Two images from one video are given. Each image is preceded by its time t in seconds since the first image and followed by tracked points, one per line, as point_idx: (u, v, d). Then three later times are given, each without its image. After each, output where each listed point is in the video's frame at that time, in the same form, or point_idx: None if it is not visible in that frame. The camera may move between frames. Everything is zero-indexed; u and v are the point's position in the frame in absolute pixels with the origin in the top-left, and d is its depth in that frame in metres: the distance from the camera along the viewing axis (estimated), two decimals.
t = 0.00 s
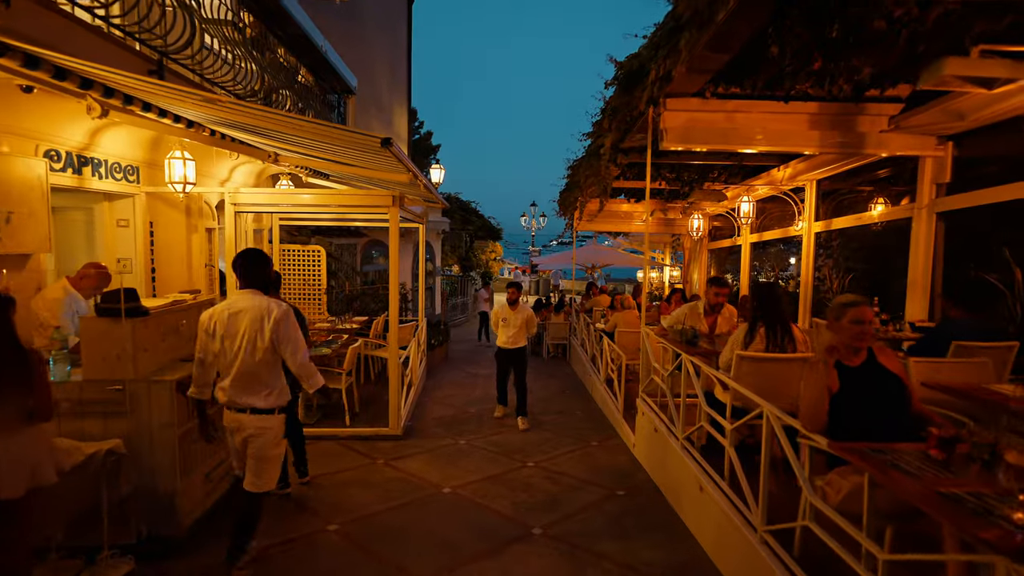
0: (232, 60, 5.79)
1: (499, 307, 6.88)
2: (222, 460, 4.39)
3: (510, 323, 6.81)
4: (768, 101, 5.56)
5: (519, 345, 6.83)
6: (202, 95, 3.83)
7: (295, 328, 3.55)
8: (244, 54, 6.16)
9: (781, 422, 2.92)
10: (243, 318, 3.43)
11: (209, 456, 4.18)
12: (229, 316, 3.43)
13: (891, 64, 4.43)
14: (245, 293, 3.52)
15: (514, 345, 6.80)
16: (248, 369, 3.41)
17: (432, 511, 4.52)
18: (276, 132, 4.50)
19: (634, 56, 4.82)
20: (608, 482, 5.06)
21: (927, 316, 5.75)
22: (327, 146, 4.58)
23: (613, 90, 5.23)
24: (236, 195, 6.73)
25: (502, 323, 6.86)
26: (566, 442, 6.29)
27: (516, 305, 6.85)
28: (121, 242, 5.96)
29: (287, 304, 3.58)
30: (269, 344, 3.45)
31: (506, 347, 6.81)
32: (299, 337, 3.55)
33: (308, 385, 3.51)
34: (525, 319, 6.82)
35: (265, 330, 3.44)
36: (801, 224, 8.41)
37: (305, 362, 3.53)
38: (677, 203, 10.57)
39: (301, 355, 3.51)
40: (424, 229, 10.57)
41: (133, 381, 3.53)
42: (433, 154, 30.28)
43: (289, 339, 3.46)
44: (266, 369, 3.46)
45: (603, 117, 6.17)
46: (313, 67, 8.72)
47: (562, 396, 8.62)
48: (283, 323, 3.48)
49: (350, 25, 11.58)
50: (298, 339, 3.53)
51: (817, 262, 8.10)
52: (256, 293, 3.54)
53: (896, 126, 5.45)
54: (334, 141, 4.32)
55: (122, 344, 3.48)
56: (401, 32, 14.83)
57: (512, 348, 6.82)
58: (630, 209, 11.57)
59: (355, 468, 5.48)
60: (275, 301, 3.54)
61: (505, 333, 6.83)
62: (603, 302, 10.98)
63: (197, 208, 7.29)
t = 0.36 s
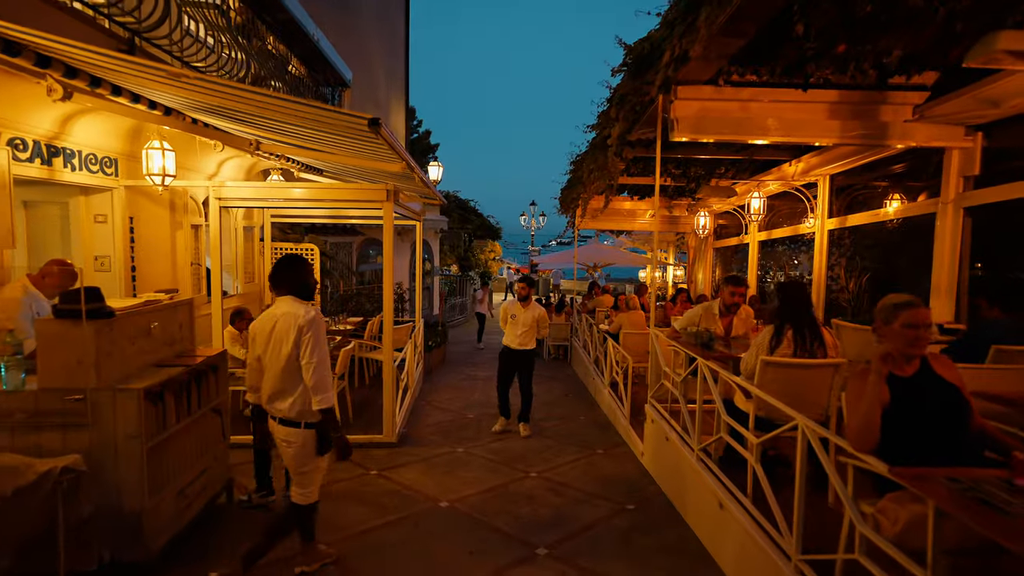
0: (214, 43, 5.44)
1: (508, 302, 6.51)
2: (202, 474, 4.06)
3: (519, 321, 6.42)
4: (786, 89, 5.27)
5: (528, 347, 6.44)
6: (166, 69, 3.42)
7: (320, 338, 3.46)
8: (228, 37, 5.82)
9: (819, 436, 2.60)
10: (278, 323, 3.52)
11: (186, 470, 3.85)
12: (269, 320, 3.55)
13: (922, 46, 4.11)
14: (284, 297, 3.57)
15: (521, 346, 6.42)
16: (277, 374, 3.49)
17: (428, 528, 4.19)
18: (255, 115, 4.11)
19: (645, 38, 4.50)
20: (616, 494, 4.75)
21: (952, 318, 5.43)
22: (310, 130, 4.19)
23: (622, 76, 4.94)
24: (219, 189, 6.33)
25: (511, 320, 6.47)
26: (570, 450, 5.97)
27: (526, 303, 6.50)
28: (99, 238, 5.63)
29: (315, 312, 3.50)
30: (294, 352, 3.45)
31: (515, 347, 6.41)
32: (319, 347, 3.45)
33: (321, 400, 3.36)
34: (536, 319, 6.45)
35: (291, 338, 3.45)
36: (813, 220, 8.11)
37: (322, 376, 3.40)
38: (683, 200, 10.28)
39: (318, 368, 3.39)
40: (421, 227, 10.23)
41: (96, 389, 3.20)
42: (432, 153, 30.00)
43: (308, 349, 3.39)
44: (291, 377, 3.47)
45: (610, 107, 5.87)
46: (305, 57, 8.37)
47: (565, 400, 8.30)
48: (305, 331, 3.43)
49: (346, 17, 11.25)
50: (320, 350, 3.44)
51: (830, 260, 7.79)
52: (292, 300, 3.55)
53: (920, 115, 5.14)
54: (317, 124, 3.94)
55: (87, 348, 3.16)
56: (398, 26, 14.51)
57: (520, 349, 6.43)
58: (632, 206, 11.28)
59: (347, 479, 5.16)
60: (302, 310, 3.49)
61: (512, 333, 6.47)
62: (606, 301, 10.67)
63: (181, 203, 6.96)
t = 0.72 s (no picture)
0: (196, 27, 5.12)
1: (504, 310, 6.15)
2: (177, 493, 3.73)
3: (519, 329, 6.05)
4: (805, 77, 4.96)
5: (531, 355, 6.09)
6: (130, 44, 3.14)
7: (353, 346, 3.17)
8: (213, 23, 5.49)
9: (871, 460, 2.27)
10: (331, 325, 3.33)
11: (157, 489, 3.52)
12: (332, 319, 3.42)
13: (959, 26, 3.79)
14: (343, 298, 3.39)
15: (524, 356, 6.05)
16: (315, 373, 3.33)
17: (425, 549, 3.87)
18: (233, 100, 3.82)
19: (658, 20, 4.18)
20: (625, 511, 4.43)
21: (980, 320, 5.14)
22: (290, 113, 3.85)
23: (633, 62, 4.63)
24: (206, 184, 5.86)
25: (509, 328, 6.12)
26: (574, 460, 5.65)
27: (524, 309, 6.14)
28: (74, 237, 5.30)
29: (359, 320, 3.22)
30: (332, 355, 3.23)
31: (519, 358, 6.05)
32: (350, 358, 3.15)
33: (329, 408, 3.06)
34: (536, 325, 6.09)
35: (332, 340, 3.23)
36: (826, 218, 7.79)
37: (341, 387, 3.09)
38: (688, 198, 9.98)
39: (339, 377, 3.10)
40: (417, 225, 9.92)
41: (50, 403, 2.87)
42: (431, 151, 29.65)
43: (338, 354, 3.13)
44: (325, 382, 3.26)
45: (619, 97, 5.57)
46: (296, 49, 8.05)
47: (568, 405, 7.98)
48: (341, 338, 3.18)
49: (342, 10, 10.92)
50: (349, 360, 3.15)
51: (844, 260, 7.48)
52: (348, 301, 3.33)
53: (949, 105, 4.83)
54: (297, 106, 3.60)
55: (41, 358, 2.82)
56: (395, 20, 14.19)
57: (522, 359, 6.06)
58: (635, 205, 10.99)
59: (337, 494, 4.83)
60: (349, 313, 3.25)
61: (513, 345, 6.09)
62: (610, 303, 10.36)
63: (166, 200, 6.62)
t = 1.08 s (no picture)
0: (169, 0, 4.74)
1: (486, 313, 5.77)
2: (142, 509, 3.40)
3: (504, 331, 5.64)
4: (827, 58, 4.60)
5: (521, 359, 5.66)
6: None
7: (434, 344, 2.99)
8: None
9: (937, 486, 1.91)
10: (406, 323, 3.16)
11: (117, 507, 3.18)
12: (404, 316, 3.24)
13: None
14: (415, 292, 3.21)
15: (515, 360, 5.63)
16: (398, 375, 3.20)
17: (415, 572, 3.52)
18: (201, 66, 3.46)
19: None
20: (634, 527, 4.09)
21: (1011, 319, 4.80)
22: (260, 82, 3.47)
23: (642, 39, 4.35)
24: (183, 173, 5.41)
25: (494, 332, 5.72)
26: (578, 469, 5.31)
27: (506, 308, 5.70)
28: (40, 230, 4.92)
29: (435, 316, 3.01)
30: (413, 356, 3.08)
31: (508, 364, 5.63)
32: (433, 359, 2.99)
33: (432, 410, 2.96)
34: (522, 326, 5.65)
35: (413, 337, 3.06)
36: (840, 211, 7.51)
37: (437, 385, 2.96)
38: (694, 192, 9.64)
39: (430, 381, 2.97)
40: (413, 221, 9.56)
41: None
42: (429, 148, 29.23)
43: (421, 355, 2.98)
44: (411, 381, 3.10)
45: (626, 80, 5.24)
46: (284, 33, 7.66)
47: (570, 409, 7.63)
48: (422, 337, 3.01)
49: None
50: (435, 360, 2.99)
51: (860, 256, 7.13)
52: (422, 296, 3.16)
53: (982, 88, 4.48)
54: (265, 70, 3.22)
55: None
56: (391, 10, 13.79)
57: (512, 363, 5.64)
58: (638, 200, 10.64)
59: (321, 509, 4.49)
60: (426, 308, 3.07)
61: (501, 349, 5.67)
62: (613, 302, 10.01)
63: (145, 192, 6.28)
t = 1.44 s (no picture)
0: None
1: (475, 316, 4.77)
2: (104, 538, 3.06)
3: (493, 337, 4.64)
4: (854, 42, 4.25)
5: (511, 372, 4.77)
6: None
7: (519, 359, 2.69)
8: None
9: None
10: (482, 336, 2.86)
11: (73, 537, 2.84)
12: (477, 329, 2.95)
13: None
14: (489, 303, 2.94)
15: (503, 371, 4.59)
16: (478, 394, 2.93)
17: None
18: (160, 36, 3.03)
19: None
20: (647, 552, 3.75)
21: None
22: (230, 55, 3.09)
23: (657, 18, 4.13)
24: (155, 164, 4.98)
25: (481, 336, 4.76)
26: (585, 484, 4.97)
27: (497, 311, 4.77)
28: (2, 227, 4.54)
29: (514, 328, 2.71)
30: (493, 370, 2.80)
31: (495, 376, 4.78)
32: (516, 377, 2.68)
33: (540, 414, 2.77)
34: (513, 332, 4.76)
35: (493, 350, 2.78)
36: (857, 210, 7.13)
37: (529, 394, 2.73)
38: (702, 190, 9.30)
39: (516, 400, 2.67)
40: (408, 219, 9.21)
41: None
42: (427, 147, 28.89)
43: (505, 371, 2.68)
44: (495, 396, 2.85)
45: (637, 66, 4.89)
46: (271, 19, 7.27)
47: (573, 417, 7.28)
48: (504, 354, 2.71)
49: None
50: (521, 377, 2.69)
51: (877, 257, 6.79)
52: (499, 305, 2.86)
53: None
54: (231, 40, 2.86)
55: None
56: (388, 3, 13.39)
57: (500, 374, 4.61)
58: (642, 198, 10.30)
59: (307, 531, 4.15)
60: (505, 319, 2.78)
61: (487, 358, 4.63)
62: (617, 304, 9.67)
63: (123, 189, 5.91)
